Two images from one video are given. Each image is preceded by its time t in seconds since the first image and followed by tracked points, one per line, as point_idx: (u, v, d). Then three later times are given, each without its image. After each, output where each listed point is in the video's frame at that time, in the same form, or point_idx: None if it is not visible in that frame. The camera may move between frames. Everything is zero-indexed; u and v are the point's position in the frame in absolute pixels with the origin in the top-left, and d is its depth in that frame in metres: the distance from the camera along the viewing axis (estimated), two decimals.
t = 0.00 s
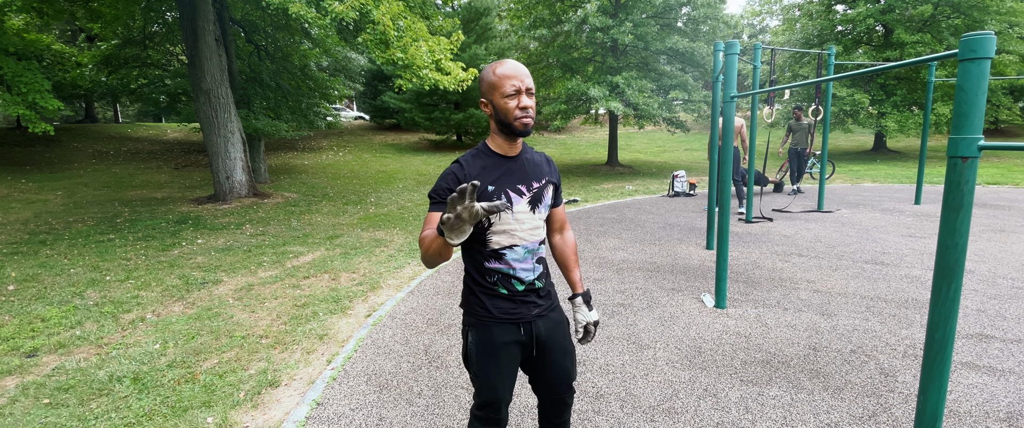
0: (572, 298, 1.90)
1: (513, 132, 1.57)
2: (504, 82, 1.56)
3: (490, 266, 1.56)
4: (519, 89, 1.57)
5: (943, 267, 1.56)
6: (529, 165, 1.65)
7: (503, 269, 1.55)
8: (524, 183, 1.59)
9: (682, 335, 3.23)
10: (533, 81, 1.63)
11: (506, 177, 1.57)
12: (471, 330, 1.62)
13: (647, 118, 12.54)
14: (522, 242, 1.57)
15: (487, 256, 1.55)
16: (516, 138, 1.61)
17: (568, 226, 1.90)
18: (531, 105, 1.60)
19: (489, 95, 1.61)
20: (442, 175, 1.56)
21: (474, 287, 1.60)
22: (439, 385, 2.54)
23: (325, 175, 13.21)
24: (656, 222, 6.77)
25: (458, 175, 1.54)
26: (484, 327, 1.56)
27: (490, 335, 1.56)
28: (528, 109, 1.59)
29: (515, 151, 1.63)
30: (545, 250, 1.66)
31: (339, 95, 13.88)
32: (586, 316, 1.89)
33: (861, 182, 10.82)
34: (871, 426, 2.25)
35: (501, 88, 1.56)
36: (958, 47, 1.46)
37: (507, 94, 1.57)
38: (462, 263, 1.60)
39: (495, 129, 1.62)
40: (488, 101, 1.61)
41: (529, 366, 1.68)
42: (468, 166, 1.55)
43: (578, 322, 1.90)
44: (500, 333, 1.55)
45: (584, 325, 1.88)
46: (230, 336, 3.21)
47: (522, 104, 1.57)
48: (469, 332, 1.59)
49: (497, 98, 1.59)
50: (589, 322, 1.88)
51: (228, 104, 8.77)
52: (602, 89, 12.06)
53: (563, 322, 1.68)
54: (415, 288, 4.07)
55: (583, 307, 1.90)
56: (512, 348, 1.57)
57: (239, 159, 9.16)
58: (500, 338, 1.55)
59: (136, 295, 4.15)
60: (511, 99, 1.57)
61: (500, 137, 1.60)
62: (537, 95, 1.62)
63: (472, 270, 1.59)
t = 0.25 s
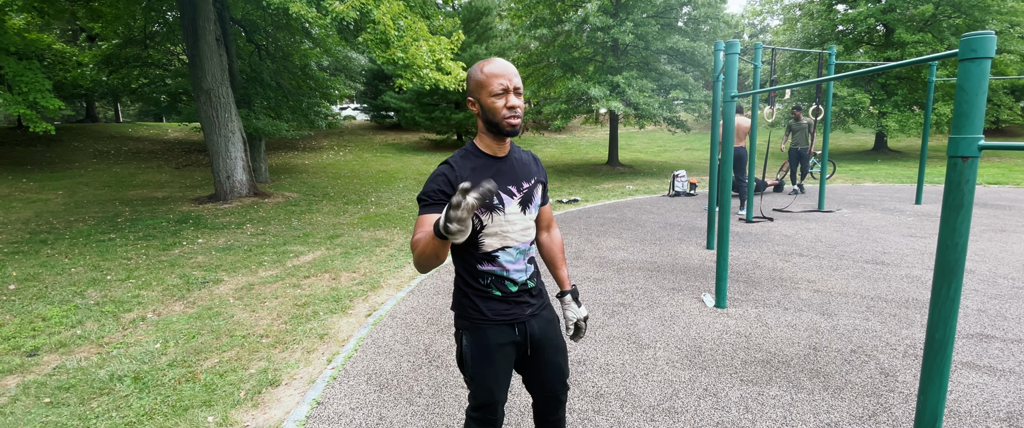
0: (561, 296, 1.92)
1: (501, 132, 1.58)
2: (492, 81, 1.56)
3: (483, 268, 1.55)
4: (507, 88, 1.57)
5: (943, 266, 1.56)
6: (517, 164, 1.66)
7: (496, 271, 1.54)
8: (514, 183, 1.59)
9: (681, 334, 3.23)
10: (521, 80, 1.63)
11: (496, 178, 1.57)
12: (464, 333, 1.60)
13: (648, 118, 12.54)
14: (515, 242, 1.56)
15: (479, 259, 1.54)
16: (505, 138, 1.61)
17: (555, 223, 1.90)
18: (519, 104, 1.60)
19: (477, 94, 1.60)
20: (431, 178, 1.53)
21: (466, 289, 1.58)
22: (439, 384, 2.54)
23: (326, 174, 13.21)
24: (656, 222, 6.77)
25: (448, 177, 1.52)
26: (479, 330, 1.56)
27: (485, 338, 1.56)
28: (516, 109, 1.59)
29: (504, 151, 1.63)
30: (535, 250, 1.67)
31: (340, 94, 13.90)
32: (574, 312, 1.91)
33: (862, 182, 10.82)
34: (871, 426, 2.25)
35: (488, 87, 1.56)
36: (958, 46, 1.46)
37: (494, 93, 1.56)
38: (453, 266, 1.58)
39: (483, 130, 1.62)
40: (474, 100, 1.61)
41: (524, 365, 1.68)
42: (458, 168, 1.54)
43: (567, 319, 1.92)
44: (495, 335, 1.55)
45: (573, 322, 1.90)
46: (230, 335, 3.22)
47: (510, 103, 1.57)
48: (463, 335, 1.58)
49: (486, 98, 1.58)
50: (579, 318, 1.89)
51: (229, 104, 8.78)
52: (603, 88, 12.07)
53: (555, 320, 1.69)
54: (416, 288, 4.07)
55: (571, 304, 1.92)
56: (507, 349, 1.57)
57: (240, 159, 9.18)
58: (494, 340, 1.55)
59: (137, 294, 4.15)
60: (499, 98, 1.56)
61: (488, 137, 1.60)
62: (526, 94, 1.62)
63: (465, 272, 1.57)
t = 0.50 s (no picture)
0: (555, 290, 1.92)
1: (495, 131, 1.57)
2: (487, 78, 1.56)
3: (482, 270, 1.54)
4: (501, 85, 1.57)
5: (942, 266, 1.56)
6: (509, 164, 1.66)
7: (495, 271, 1.54)
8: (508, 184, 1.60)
9: (682, 335, 3.23)
10: (515, 78, 1.63)
11: (490, 178, 1.57)
12: (464, 334, 1.59)
13: (648, 118, 12.54)
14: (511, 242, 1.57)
15: (477, 260, 1.53)
16: (497, 137, 1.61)
17: (545, 220, 1.92)
18: (513, 102, 1.60)
19: (473, 92, 1.59)
20: (427, 180, 1.50)
21: (464, 291, 1.57)
22: (439, 384, 2.54)
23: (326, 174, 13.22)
24: (656, 222, 6.77)
25: (446, 179, 1.49)
26: (480, 330, 1.55)
27: (485, 337, 1.55)
28: (510, 107, 1.59)
29: (497, 151, 1.62)
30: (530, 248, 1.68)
31: (340, 94, 13.91)
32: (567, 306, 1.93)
33: (862, 182, 10.82)
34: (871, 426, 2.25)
35: (484, 83, 1.56)
36: (958, 46, 1.46)
37: (488, 91, 1.56)
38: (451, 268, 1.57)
39: (476, 130, 1.61)
40: (471, 97, 1.61)
41: (522, 363, 1.69)
42: (454, 169, 1.52)
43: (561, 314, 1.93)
44: (496, 334, 1.55)
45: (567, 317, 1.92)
46: (231, 334, 3.22)
47: (504, 101, 1.57)
48: (464, 337, 1.56)
49: (481, 96, 1.57)
50: (575, 312, 1.89)
51: (229, 104, 8.78)
52: (603, 88, 12.07)
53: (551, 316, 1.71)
54: (416, 288, 4.07)
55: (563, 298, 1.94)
56: (508, 347, 1.57)
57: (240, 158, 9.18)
58: (496, 339, 1.55)
59: (137, 294, 4.16)
60: (493, 95, 1.56)
61: (481, 137, 1.59)
62: (520, 92, 1.63)
63: (462, 275, 1.56)
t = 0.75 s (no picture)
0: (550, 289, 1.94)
1: (494, 128, 1.58)
2: (484, 76, 1.56)
3: (483, 268, 1.55)
4: (499, 82, 1.57)
5: (942, 266, 1.56)
6: (508, 162, 1.67)
7: (496, 270, 1.56)
8: (510, 182, 1.61)
9: (682, 334, 3.24)
10: (512, 75, 1.63)
11: (493, 177, 1.57)
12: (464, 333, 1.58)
13: (648, 118, 12.55)
14: (512, 240, 1.59)
15: (479, 260, 1.54)
16: (497, 135, 1.61)
17: (540, 219, 1.93)
18: (511, 97, 1.60)
19: (471, 91, 1.60)
20: (431, 179, 1.48)
21: (465, 291, 1.57)
22: (439, 383, 2.55)
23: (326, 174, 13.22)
24: (656, 221, 6.77)
25: (451, 178, 1.47)
26: (481, 329, 1.54)
27: (486, 336, 1.55)
28: (509, 103, 1.59)
29: (497, 150, 1.63)
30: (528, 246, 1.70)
31: (341, 94, 13.91)
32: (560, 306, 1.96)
33: (862, 181, 10.82)
34: (870, 425, 2.25)
35: (481, 82, 1.55)
36: (958, 46, 1.46)
37: (486, 88, 1.56)
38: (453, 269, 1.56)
39: (477, 129, 1.61)
40: (469, 97, 1.60)
41: (519, 361, 1.69)
42: (458, 168, 1.51)
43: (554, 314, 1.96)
44: (497, 333, 1.55)
45: (559, 316, 1.95)
46: (231, 333, 3.23)
47: (502, 98, 1.57)
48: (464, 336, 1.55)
49: (479, 95, 1.57)
50: (567, 312, 1.94)
51: (229, 103, 8.78)
52: (603, 88, 12.07)
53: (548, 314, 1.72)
54: (416, 287, 4.07)
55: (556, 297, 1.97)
56: (508, 346, 1.57)
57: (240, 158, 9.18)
58: (497, 337, 1.55)
59: (138, 293, 4.16)
60: (491, 93, 1.56)
61: (482, 136, 1.60)
62: (517, 89, 1.63)
63: (464, 275, 1.56)
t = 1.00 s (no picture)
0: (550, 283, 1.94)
1: (500, 126, 1.57)
2: (487, 75, 1.57)
3: (490, 266, 1.56)
4: (501, 80, 1.57)
5: (941, 265, 1.57)
6: (516, 162, 1.66)
7: (504, 268, 1.57)
8: (518, 182, 1.61)
9: (682, 333, 3.24)
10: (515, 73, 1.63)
11: (501, 177, 1.57)
12: (471, 330, 1.58)
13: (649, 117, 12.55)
14: (519, 239, 1.59)
15: (487, 259, 1.55)
16: (504, 133, 1.60)
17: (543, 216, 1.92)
18: (515, 94, 1.60)
19: (475, 93, 1.60)
20: (439, 180, 1.47)
21: (472, 289, 1.57)
22: (440, 382, 2.55)
23: (327, 173, 13.22)
24: (656, 221, 6.77)
25: (461, 179, 1.47)
26: (488, 326, 1.55)
27: (493, 333, 1.56)
28: (513, 99, 1.59)
29: (505, 149, 1.62)
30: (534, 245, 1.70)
31: (341, 93, 13.92)
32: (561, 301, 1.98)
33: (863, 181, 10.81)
34: (870, 425, 2.26)
35: (485, 82, 1.56)
36: (957, 45, 1.46)
37: (489, 86, 1.56)
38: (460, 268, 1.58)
39: (484, 129, 1.60)
40: (474, 97, 1.60)
41: (525, 358, 1.69)
42: (467, 169, 1.50)
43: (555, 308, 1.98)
44: (504, 330, 1.56)
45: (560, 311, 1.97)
46: (232, 333, 3.23)
47: (506, 94, 1.57)
48: (471, 333, 1.55)
49: (483, 94, 1.58)
50: (569, 306, 1.95)
51: (230, 103, 8.78)
52: (604, 87, 12.07)
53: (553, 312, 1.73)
54: (416, 286, 4.08)
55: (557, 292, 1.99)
56: (515, 342, 1.58)
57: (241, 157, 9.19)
58: (504, 335, 1.56)
59: (138, 293, 4.16)
60: (494, 91, 1.56)
61: (490, 135, 1.59)
62: (521, 85, 1.62)
63: (471, 274, 1.57)
